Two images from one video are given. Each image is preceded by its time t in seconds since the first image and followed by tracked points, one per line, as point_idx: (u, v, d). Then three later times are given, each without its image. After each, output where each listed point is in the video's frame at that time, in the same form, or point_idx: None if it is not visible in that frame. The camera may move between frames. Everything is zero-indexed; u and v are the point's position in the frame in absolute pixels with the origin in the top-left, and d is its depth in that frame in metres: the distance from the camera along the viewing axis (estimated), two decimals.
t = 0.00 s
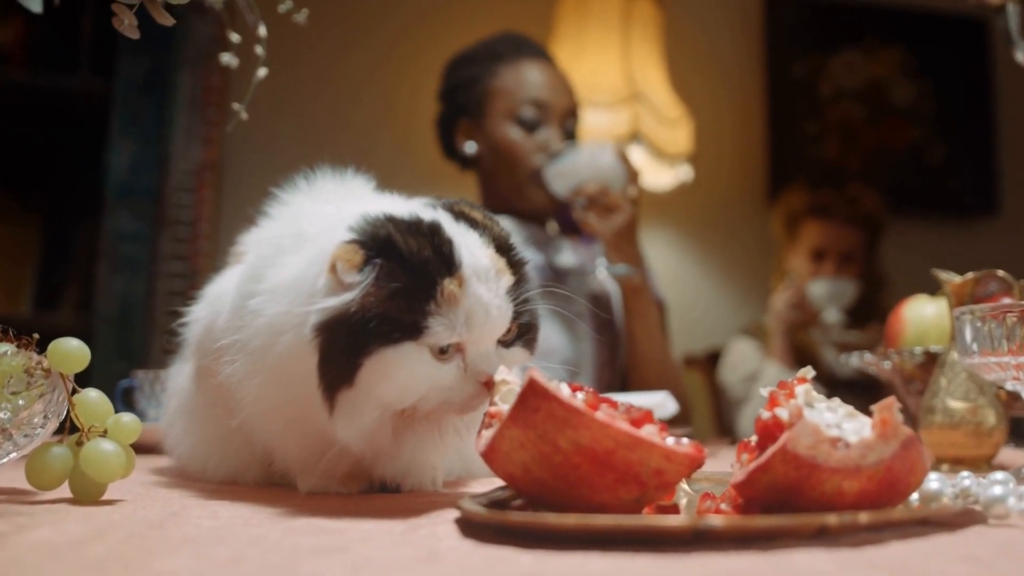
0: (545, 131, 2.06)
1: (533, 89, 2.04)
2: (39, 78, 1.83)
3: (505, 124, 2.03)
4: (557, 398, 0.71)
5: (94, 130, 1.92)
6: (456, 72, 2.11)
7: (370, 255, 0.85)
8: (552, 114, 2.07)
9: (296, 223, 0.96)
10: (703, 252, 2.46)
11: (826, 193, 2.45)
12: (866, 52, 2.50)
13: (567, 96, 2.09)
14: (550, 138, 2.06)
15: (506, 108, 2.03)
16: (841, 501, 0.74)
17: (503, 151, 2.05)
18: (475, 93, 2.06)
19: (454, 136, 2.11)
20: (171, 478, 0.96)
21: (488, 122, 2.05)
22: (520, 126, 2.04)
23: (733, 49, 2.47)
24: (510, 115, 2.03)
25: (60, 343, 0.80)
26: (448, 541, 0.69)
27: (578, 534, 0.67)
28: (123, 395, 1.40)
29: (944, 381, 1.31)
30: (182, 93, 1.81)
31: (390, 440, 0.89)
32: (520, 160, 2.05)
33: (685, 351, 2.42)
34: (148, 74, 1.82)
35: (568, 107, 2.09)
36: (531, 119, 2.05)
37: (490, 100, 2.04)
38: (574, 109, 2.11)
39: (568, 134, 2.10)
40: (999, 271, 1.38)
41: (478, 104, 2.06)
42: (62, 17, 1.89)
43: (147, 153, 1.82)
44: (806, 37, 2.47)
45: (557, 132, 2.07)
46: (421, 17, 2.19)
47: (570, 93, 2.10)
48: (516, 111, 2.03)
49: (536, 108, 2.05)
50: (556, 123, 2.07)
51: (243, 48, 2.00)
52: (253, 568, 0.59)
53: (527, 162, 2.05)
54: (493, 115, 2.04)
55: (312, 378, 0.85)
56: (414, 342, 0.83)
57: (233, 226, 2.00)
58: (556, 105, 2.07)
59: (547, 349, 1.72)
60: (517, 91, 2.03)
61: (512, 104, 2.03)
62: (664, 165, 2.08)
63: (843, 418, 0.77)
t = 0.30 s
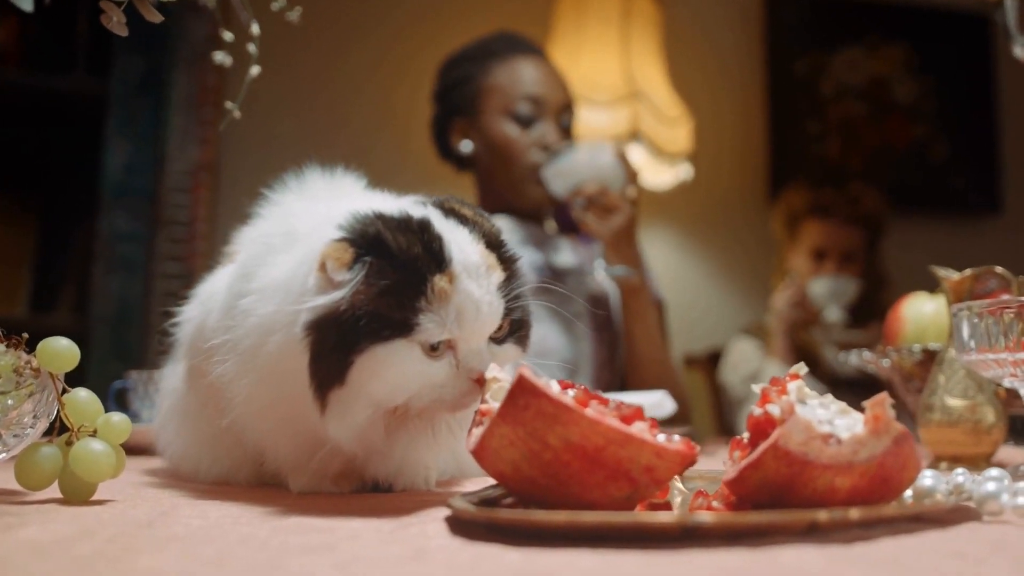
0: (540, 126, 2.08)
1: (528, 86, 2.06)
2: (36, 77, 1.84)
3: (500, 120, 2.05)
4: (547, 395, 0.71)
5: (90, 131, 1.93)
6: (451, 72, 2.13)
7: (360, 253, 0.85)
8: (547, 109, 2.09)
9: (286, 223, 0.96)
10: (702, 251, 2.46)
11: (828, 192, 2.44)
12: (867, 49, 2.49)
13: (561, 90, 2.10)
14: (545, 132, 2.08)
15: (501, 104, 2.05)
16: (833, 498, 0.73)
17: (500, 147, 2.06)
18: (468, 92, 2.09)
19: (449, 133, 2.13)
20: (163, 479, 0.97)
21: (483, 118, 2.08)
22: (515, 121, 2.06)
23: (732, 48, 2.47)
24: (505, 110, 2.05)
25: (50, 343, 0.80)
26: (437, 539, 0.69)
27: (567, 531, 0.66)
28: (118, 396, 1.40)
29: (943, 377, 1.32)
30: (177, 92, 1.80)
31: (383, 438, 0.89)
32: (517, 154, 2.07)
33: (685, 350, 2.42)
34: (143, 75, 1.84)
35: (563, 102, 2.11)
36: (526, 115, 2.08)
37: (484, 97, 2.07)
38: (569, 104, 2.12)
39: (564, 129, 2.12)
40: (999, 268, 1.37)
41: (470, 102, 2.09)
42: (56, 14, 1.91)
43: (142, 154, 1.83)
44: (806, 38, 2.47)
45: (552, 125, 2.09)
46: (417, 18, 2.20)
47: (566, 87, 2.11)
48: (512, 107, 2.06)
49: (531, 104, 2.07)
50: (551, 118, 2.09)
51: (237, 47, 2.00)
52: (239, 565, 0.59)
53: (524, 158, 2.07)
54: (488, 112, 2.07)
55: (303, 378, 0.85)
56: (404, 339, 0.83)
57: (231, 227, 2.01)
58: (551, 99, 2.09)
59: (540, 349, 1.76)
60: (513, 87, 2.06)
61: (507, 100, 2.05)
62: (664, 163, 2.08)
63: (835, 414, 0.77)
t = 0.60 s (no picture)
0: (538, 124, 2.12)
1: (526, 84, 2.10)
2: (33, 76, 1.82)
3: (499, 119, 2.09)
4: (539, 398, 0.70)
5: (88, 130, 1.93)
6: (450, 73, 2.14)
7: (353, 254, 0.85)
8: (547, 106, 2.12)
9: (280, 224, 0.96)
10: (706, 254, 2.43)
11: (830, 194, 2.46)
12: (870, 49, 2.49)
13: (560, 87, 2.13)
14: (544, 131, 2.12)
15: (500, 103, 2.09)
16: (829, 503, 0.73)
17: (500, 146, 2.09)
18: (467, 93, 2.12)
19: (447, 135, 2.12)
20: (157, 482, 0.96)
21: (482, 117, 2.10)
22: (514, 119, 2.10)
23: (737, 51, 2.45)
24: (504, 109, 2.09)
25: (42, 344, 0.80)
26: (428, 543, 0.68)
27: (559, 535, 0.66)
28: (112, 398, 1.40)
29: (944, 381, 1.30)
30: (175, 93, 1.82)
31: (378, 440, 0.88)
32: (517, 152, 2.10)
33: (687, 353, 2.38)
34: (140, 76, 1.84)
35: (561, 99, 2.13)
36: (525, 113, 2.11)
37: (482, 97, 2.11)
38: (569, 101, 2.14)
39: (563, 126, 2.14)
40: (1000, 271, 1.36)
41: (468, 103, 2.12)
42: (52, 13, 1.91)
43: (140, 153, 1.83)
44: (810, 38, 2.46)
45: (552, 123, 2.13)
46: (416, 19, 2.19)
47: (565, 86, 2.13)
48: (510, 105, 2.10)
49: (530, 102, 2.11)
50: (550, 115, 2.13)
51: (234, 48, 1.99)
52: (226, 568, 0.59)
53: (524, 156, 2.11)
54: (486, 111, 2.10)
55: (296, 380, 0.84)
56: (399, 339, 0.82)
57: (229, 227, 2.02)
58: (549, 97, 2.12)
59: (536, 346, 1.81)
60: (510, 86, 2.10)
61: (505, 99, 2.09)
62: (666, 166, 2.09)
63: (831, 418, 0.76)
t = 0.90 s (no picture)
0: (540, 124, 2.15)
1: (526, 87, 2.14)
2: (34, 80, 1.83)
3: (501, 121, 2.12)
4: (532, 406, 0.70)
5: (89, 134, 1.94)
6: (448, 80, 2.14)
7: (352, 256, 0.84)
8: (548, 108, 2.15)
9: (275, 230, 0.96)
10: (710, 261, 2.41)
11: (836, 201, 2.45)
12: (877, 54, 2.49)
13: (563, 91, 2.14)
14: (546, 131, 2.15)
15: (501, 106, 2.12)
16: (825, 513, 0.72)
17: (502, 147, 2.12)
18: (466, 97, 2.13)
19: (448, 138, 2.13)
20: (151, 489, 0.96)
21: (483, 118, 2.12)
22: (516, 121, 2.14)
23: (741, 56, 2.45)
24: (506, 111, 2.13)
25: (33, 350, 0.80)
26: (419, 552, 0.68)
27: (551, 545, 0.65)
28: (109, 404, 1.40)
29: (946, 391, 1.29)
30: (175, 97, 1.82)
31: (375, 447, 0.88)
32: (521, 152, 2.13)
33: (689, 360, 2.37)
34: (143, 78, 1.84)
35: (564, 100, 2.15)
36: (527, 115, 2.15)
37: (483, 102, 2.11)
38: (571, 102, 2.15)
39: (565, 127, 2.16)
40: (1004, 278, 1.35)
41: (468, 108, 2.13)
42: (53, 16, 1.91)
43: (138, 158, 1.84)
44: (815, 45, 2.46)
45: (553, 124, 2.16)
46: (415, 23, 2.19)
47: (566, 90, 2.13)
48: (512, 107, 2.13)
49: (531, 104, 2.14)
50: (552, 115, 2.15)
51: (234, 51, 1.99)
52: None
53: (528, 157, 2.14)
54: (489, 115, 2.12)
55: (293, 386, 0.84)
56: (401, 339, 0.82)
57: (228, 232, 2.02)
58: (551, 99, 2.14)
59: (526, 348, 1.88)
60: (510, 88, 2.13)
61: (506, 101, 2.13)
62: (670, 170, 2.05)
63: (828, 428, 0.75)
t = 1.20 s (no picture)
0: (541, 123, 2.15)
1: (527, 86, 2.14)
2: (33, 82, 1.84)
3: (503, 120, 2.11)
4: (526, 409, 0.70)
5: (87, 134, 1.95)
6: (448, 80, 2.14)
7: (350, 255, 0.84)
8: (549, 107, 2.15)
9: (272, 230, 0.96)
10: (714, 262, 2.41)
11: (840, 203, 2.46)
12: (881, 55, 2.48)
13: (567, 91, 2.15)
14: (547, 130, 2.15)
15: (501, 105, 2.11)
16: (820, 517, 0.71)
17: (502, 145, 2.11)
18: (466, 98, 2.13)
19: (449, 138, 2.13)
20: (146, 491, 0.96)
21: (484, 118, 2.12)
22: (518, 119, 2.13)
23: (745, 56, 2.44)
24: (507, 109, 2.12)
25: (25, 351, 0.79)
26: (411, 556, 0.68)
27: (542, 549, 0.65)
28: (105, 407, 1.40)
29: (947, 395, 1.28)
30: (174, 97, 1.82)
31: (370, 449, 0.87)
32: (522, 152, 2.13)
33: (692, 362, 2.35)
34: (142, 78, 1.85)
35: (565, 99, 2.16)
36: (529, 113, 2.14)
37: (484, 101, 2.12)
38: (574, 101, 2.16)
39: (567, 126, 2.16)
40: (1007, 281, 1.34)
41: (467, 108, 2.13)
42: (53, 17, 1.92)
43: (136, 158, 1.85)
44: (820, 46, 2.45)
45: (555, 123, 2.15)
46: (414, 23, 2.19)
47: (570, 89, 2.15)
48: (512, 106, 2.12)
49: (533, 102, 2.14)
50: (553, 114, 2.15)
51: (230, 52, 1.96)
52: None
53: (529, 155, 2.13)
54: (489, 113, 2.12)
55: (288, 387, 0.84)
56: (398, 340, 0.82)
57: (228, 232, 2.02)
58: (552, 98, 2.15)
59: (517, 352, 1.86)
60: (511, 87, 2.13)
61: (506, 101, 2.12)
62: (672, 172, 2.09)
63: (823, 432, 0.75)
